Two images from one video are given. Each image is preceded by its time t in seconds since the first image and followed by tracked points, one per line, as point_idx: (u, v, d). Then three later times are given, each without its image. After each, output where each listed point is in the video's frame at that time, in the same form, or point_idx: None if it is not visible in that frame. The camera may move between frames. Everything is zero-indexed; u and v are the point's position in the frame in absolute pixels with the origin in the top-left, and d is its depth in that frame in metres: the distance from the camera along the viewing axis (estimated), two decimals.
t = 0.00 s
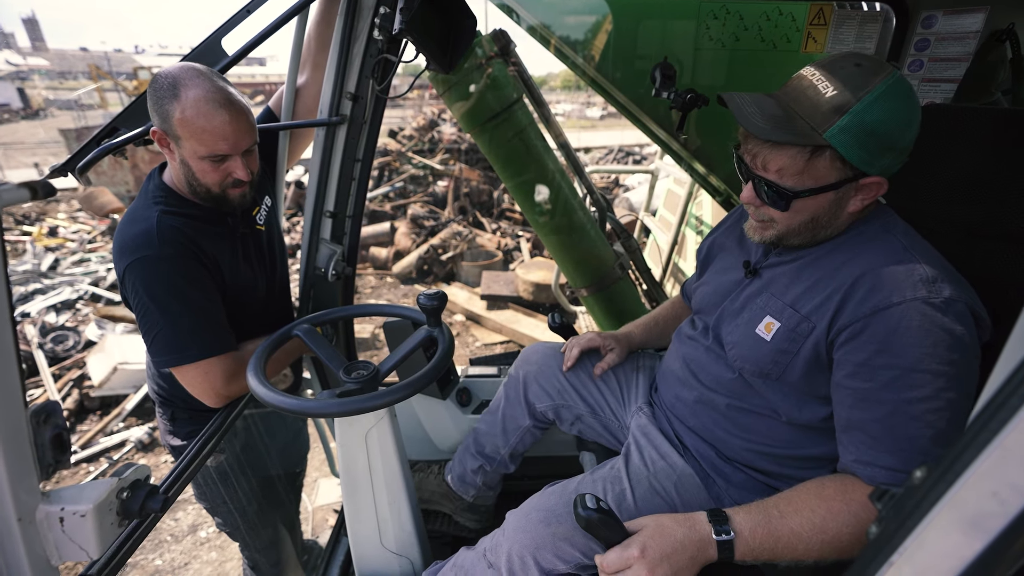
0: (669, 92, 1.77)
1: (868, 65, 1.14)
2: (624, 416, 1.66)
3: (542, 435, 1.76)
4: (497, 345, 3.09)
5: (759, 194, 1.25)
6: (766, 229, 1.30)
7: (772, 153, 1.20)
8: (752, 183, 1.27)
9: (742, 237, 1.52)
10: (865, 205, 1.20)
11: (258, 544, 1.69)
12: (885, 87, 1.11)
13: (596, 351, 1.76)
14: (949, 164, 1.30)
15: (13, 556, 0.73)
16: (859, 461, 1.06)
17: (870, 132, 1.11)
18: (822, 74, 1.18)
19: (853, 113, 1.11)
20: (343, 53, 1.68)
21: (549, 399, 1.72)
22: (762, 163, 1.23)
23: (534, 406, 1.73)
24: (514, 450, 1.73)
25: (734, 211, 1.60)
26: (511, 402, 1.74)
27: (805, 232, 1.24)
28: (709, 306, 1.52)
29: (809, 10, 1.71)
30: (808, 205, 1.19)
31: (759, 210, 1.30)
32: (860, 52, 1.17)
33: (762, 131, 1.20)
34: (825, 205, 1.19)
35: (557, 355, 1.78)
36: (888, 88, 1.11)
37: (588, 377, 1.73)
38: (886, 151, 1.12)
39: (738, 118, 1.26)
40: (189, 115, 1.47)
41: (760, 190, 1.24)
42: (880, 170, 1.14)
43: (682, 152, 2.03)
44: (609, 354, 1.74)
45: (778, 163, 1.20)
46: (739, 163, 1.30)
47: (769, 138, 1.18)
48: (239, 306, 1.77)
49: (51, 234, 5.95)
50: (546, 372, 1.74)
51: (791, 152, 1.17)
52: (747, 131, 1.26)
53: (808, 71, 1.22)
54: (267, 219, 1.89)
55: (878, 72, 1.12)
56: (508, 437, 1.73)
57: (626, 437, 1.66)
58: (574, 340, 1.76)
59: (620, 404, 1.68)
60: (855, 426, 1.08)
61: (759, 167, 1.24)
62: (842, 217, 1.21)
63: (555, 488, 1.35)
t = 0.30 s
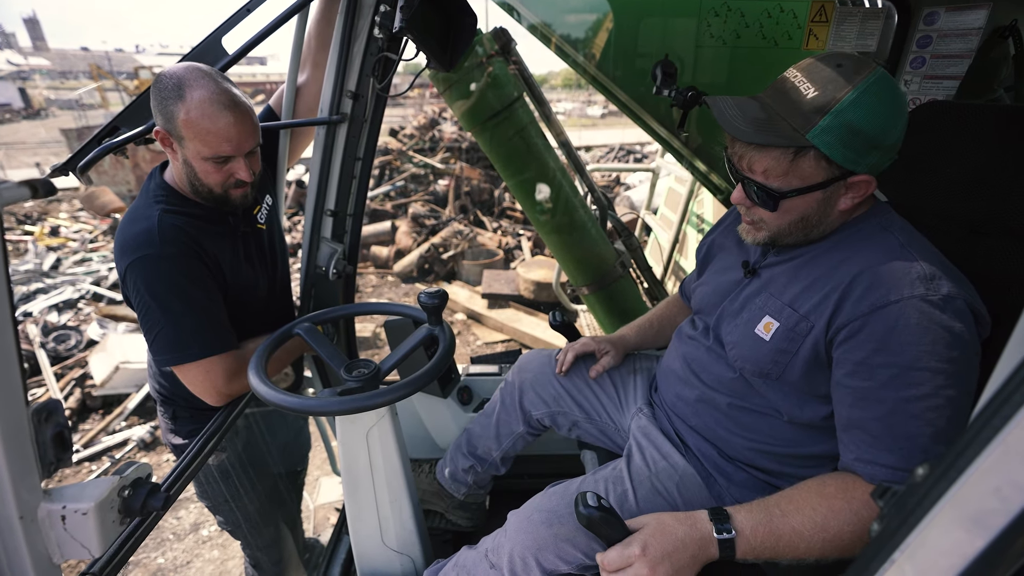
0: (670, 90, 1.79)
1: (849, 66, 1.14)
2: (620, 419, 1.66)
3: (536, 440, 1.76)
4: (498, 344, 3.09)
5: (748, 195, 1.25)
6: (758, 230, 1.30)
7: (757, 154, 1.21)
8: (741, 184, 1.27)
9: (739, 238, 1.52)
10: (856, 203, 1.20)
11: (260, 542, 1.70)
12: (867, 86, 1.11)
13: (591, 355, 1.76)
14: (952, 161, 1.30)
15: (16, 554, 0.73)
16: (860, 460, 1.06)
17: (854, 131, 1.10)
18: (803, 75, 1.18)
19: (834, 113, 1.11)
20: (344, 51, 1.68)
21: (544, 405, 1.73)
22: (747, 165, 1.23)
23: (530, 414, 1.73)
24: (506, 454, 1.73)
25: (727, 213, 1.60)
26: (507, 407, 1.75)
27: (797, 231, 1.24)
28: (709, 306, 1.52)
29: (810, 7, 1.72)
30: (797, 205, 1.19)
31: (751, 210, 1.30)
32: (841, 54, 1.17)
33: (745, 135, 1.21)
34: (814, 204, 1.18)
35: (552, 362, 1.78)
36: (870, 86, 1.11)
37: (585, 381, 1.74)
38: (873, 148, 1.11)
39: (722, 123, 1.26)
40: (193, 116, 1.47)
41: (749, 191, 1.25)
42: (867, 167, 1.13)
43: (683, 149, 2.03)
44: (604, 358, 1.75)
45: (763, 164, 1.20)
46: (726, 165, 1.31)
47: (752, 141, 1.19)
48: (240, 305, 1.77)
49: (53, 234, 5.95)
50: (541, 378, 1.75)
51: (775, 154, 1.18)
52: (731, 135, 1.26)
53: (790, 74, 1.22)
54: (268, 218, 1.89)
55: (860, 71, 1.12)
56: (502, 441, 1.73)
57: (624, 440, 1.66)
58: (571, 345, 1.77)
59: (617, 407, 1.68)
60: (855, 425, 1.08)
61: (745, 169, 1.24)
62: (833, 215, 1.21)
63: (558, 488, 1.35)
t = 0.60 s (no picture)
0: (672, 85, 1.76)
1: (857, 60, 1.13)
2: (621, 417, 1.66)
3: (541, 437, 1.78)
4: (499, 340, 3.09)
5: (751, 188, 1.25)
6: (760, 223, 1.30)
7: (759, 146, 1.21)
8: (744, 177, 1.27)
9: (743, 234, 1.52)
10: (858, 200, 1.19)
11: (261, 538, 1.70)
12: (875, 81, 1.10)
13: (591, 354, 1.76)
14: (958, 157, 1.29)
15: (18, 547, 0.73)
16: (863, 457, 1.06)
17: (857, 127, 1.10)
18: (810, 67, 1.18)
19: (838, 107, 1.11)
20: (345, 46, 1.68)
21: (545, 404, 1.73)
22: (748, 156, 1.24)
23: (532, 412, 1.74)
24: (513, 454, 1.74)
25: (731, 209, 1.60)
26: (510, 407, 1.76)
27: (798, 226, 1.23)
28: (711, 303, 1.51)
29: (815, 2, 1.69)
30: (797, 199, 1.19)
31: (753, 203, 1.30)
32: (850, 47, 1.16)
33: (748, 126, 1.21)
34: (815, 199, 1.18)
35: (552, 360, 1.78)
36: (877, 81, 1.10)
37: (585, 379, 1.74)
38: (876, 144, 1.11)
39: (725, 114, 1.26)
40: (194, 109, 1.47)
41: (752, 184, 1.25)
42: (869, 164, 1.12)
43: (685, 146, 2.03)
44: (604, 357, 1.74)
45: (764, 156, 1.20)
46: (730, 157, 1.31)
47: (755, 132, 1.19)
48: (242, 300, 1.77)
49: (54, 230, 5.95)
50: (542, 376, 1.75)
51: (777, 146, 1.18)
52: (734, 126, 1.26)
53: (796, 66, 1.21)
54: (268, 213, 1.88)
55: (867, 65, 1.12)
56: (507, 441, 1.74)
57: (625, 437, 1.66)
58: (571, 344, 1.77)
59: (618, 405, 1.68)
60: (858, 423, 1.08)
61: (748, 162, 1.24)
62: (835, 211, 1.20)
63: (559, 485, 1.35)
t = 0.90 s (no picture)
0: (680, 81, 1.79)
1: (869, 52, 1.12)
2: (624, 415, 1.66)
3: (546, 436, 1.77)
4: (502, 337, 3.08)
5: (759, 180, 1.25)
6: (766, 217, 1.29)
7: (766, 136, 1.20)
8: (752, 168, 1.27)
9: (752, 233, 1.51)
10: (866, 196, 1.18)
11: (265, 533, 1.71)
12: (884, 73, 1.08)
13: (595, 353, 1.76)
14: (968, 155, 1.28)
15: (25, 538, 0.74)
16: (873, 458, 1.05)
17: (865, 119, 1.09)
18: (822, 59, 1.17)
19: (847, 99, 1.10)
20: (352, 40, 1.67)
21: (549, 402, 1.73)
22: (755, 146, 1.23)
23: (536, 410, 1.73)
24: (518, 452, 1.74)
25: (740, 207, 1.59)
26: (514, 405, 1.76)
27: (803, 219, 1.22)
28: (719, 301, 1.51)
29: None
30: (803, 191, 1.19)
31: (760, 195, 1.29)
32: (862, 39, 1.15)
33: (754, 115, 1.21)
34: (821, 192, 1.17)
35: (555, 358, 1.78)
36: (887, 73, 1.08)
37: (589, 378, 1.73)
38: (885, 139, 1.10)
39: (733, 101, 1.27)
40: (201, 103, 1.47)
41: (760, 177, 1.24)
42: (878, 158, 1.11)
43: (691, 143, 2.00)
44: (607, 357, 1.74)
45: (771, 146, 1.20)
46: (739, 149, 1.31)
47: (761, 121, 1.19)
48: (247, 294, 1.77)
49: (59, 224, 5.96)
50: (546, 374, 1.75)
51: (784, 135, 1.17)
52: (743, 115, 1.26)
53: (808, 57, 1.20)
54: (274, 207, 1.88)
55: (878, 58, 1.10)
56: (511, 439, 1.74)
57: (629, 436, 1.65)
58: (575, 342, 1.76)
59: (621, 403, 1.68)
60: (868, 423, 1.07)
61: (754, 151, 1.24)
62: (841, 207, 1.19)
63: (565, 482, 1.35)
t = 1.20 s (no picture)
0: (684, 75, 1.76)
1: (881, 42, 1.12)
2: (627, 410, 1.66)
3: (551, 431, 1.78)
4: (505, 332, 3.09)
5: (769, 174, 1.25)
6: (777, 213, 1.29)
7: (777, 128, 1.20)
8: (762, 162, 1.26)
9: (758, 227, 1.51)
10: (878, 188, 1.17)
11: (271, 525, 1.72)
12: (897, 63, 1.08)
13: (599, 349, 1.76)
14: (978, 149, 1.28)
15: (37, 526, 0.74)
16: (879, 453, 1.05)
17: (877, 109, 1.09)
18: (832, 50, 1.17)
19: (859, 89, 1.09)
20: (355, 34, 1.67)
21: (553, 398, 1.73)
22: (766, 139, 1.23)
23: (540, 406, 1.74)
24: (523, 449, 1.75)
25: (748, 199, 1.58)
26: (518, 401, 1.76)
27: (816, 213, 1.22)
28: (724, 296, 1.51)
29: None
30: (815, 183, 1.18)
31: (770, 189, 1.29)
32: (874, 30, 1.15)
33: (766, 107, 1.20)
34: (834, 184, 1.17)
35: (559, 353, 1.78)
36: (900, 63, 1.08)
37: (593, 373, 1.73)
38: (897, 128, 1.09)
39: (743, 93, 1.26)
40: (207, 98, 1.47)
41: (771, 170, 1.24)
42: (890, 149, 1.11)
43: (695, 137, 1.99)
44: (610, 353, 1.74)
45: (782, 139, 1.19)
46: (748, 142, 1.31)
47: (773, 113, 1.18)
48: (252, 288, 1.78)
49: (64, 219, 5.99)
50: (550, 370, 1.75)
51: (795, 127, 1.16)
52: (754, 107, 1.25)
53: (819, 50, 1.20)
54: (278, 201, 1.88)
55: (891, 49, 1.10)
56: (516, 435, 1.75)
57: (633, 430, 1.66)
58: (578, 338, 1.77)
59: (625, 398, 1.68)
60: (874, 418, 1.07)
61: (766, 144, 1.23)
62: (854, 199, 1.19)
63: (570, 477, 1.36)
